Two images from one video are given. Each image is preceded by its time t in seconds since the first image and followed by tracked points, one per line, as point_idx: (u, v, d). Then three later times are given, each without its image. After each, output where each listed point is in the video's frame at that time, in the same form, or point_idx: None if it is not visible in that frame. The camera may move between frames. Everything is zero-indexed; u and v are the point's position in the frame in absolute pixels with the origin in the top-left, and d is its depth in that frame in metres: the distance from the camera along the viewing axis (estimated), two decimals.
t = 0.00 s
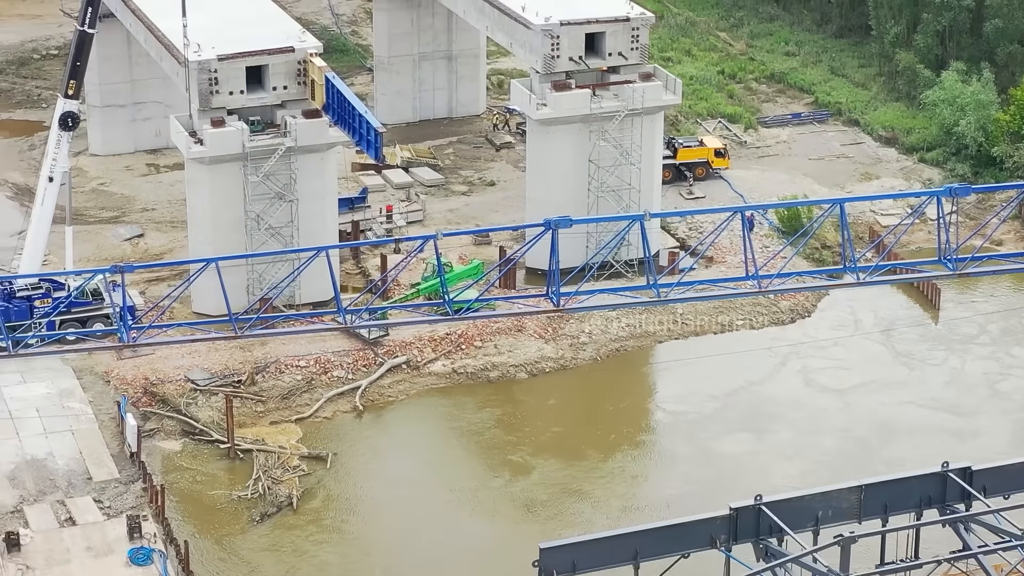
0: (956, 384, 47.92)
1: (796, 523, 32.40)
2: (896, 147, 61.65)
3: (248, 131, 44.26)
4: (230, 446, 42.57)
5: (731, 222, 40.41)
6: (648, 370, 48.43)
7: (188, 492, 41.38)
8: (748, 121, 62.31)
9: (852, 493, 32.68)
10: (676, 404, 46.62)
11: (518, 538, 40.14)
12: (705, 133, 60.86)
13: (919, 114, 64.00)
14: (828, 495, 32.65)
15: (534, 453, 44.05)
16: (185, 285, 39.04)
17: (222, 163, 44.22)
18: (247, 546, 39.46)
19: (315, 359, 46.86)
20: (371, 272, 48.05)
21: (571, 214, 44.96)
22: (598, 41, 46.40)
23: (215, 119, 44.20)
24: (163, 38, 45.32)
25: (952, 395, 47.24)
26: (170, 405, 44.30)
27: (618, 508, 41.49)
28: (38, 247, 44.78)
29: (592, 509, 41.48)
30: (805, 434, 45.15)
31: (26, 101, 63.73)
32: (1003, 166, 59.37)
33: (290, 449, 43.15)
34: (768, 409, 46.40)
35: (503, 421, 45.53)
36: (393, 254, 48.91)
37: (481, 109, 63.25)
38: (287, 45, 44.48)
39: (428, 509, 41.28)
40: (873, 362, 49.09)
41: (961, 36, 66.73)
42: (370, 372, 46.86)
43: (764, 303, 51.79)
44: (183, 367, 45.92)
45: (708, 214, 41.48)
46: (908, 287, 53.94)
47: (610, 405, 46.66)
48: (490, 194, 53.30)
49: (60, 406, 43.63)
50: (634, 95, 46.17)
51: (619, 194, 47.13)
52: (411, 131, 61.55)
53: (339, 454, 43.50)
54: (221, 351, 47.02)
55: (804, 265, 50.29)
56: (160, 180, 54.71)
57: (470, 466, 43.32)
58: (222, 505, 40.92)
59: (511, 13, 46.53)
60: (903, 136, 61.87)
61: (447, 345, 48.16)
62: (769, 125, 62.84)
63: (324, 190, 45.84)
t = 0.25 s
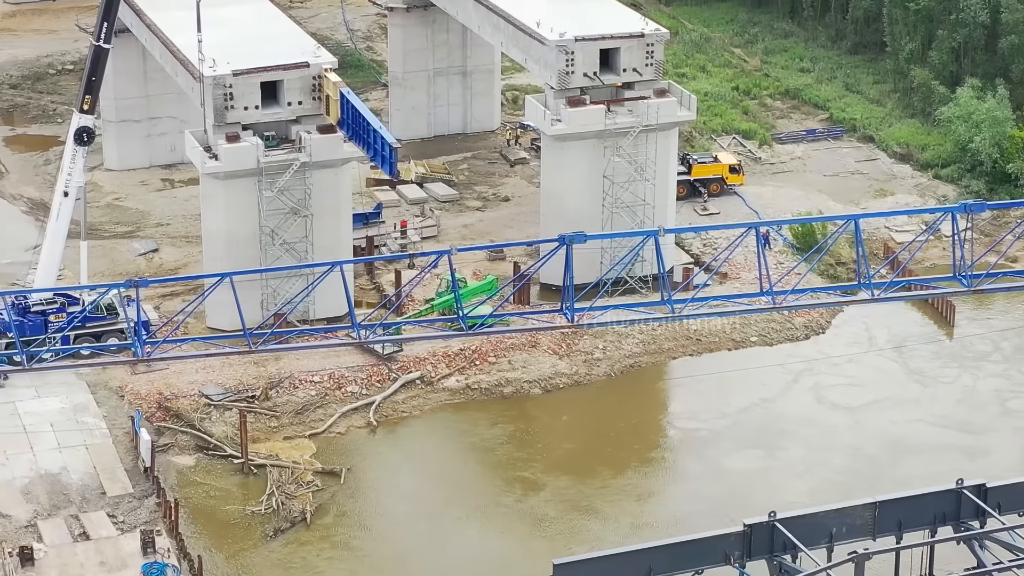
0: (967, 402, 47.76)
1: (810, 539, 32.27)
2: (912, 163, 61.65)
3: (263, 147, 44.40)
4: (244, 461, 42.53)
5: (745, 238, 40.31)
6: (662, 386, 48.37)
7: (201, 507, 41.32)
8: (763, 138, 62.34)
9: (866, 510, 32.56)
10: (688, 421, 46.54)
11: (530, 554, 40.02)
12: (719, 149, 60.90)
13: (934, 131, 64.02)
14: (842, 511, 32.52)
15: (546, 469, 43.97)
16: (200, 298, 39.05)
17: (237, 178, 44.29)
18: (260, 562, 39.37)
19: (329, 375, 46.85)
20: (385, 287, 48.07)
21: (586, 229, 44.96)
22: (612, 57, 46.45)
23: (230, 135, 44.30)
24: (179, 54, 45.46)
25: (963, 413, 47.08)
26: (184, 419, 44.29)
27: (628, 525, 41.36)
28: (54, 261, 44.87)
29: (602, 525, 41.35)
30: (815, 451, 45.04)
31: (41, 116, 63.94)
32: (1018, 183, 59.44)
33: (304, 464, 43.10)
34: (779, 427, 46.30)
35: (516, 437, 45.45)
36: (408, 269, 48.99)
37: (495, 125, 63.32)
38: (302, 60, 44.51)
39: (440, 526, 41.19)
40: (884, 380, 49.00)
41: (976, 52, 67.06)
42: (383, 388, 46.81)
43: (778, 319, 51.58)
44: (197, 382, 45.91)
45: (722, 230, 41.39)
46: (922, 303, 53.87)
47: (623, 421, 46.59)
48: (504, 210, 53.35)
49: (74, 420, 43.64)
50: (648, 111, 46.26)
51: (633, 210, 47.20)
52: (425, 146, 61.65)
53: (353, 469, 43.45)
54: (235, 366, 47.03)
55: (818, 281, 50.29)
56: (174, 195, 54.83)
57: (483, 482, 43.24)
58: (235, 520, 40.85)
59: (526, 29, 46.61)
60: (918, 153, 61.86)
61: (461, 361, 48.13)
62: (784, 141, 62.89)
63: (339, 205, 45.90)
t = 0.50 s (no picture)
0: (975, 418, 47.60)
1: (821, 553, 32.17)
2: (923, 177, 61.65)
3: (275, 160, 44.41)
4: (256, 475, 42.48)
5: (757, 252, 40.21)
6: (673, 401, 48.33)
7: (212, 520, 41.25)
8: (774, 152, 62.39)
9: (877, 525, 32.48)
10: (698, 435, 46.46)
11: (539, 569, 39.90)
12: (731, 163, 60.95)
13: (946, 145, 64.04)
14: (854, 526, 32.44)
15: (557, 483, 43.89)
16: (212, 312, 39.03)
17: (249, 191, 44.34)
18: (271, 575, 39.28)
19: (341, 388, 46.86)
20: (396, 301, 48.17)
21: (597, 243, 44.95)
22: (624, 71, 46.49)
23: (242, 148, 44.35)
24: (191, 67, 45.55)
25: (971, 430, 46.93)
26: (196, 432, 44.29)
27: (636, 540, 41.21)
28: (66, 274, 44.92)
29: (610, 540, 41.20)
30: (824, 466, 44.90)
31: (53, 129, 64.11)
32: None
33: (315, 477, 43.06)
34: (788, 442, 46.19)
35: (527, 451, 45.36)
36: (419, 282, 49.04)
37: (506, 139, 63.42)
38: (314, 74, 44.58)
39: (451, 540, 41.10)
40: (894, 395, 48.89)
41: (988, 67, 67.60)
42: (395, 402, 46.79)
43: (789, 333, 51.70)
44: (209, 395, 45.91)
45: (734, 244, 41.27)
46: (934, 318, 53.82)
47: (634, 434, 46.54)
48: (515, 224, 53.39)
49: (86, 433, 43.64)
50: (660, 125, 46.25)
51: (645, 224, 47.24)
52: (436, 160, 61.73)
53: (364, 483, 43.40)
54: (247, 380, 47.05)
55: (830, 295, 50.31)
56: (186, 208, 54.93)
57: (494, 496, 43.17)
58: (246, 533, 40.79)
59: (538, 43, 46.73)
60: (930, 167, 61.86)
61: (472, 374, 48.11)
62: (796, 155, 62.94)
63: (350, 218, 45.96)
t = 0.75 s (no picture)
0: (983, 435, 47.35)
1: (831, 569, 32.66)
2: (934, 193, 61.62)
3: (285, 175, 44.39)
4: (265, 490, 42.39)
5: (768, 266, 40.08)
6: (683, 417, 48.27)
7: (220, 534, 41.09)
8: (785, 168, 62.43)
9: (887, 540, 32.94)
10: (706, 452, 46.30)
11: None
12: (741, 179, 60.98)
13: (957, 161, 64.03)
14: (864, 542, 32.90)
15: (565, 498, 43.75)
16: (221, 325, 38.95)
17: (259, 206, 44.39)
18: None
19: (350, 404, 46.82)
20: (406, 316, 48.33)
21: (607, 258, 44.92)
22: (634, 87, 46.57)
23: (253, 163, 44.40)
24: (202, 82, 45.64)
25: (979, 446, 46.68)
26: (205, 446, 44.27)
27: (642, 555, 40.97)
28: (76, 288, 44.93)
29: (616, 555, 40.96)
30: (831, 482, 44.65)
31: (64, 143, 64.27)
32: None
33: (324, 493, 42.91)
34: (795, 458, 45.99)
35: (535, 467, 45.22)
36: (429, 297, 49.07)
37: (517, 154, 63.49)
38: (324, 89, 44.61)
39: (460, 554, 40.90)
40: (902, 411, 48.69)
41: (998, 83, 67.88)
42: (404, 419, 46.68)
43: (800, 349, 51.73)
44: (219, 410, 45.90)
45: (744, 258, 41.12)
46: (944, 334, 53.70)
47: (644, 450, 46.46)
48: (526, 240, 53.43)
49: (95, 447, 43.60)
50: (671, 141, 46.34)
51: (654, 239, 47.26)
52: (446, 176, 61.79)
53: (373, 498, 43.26)
54: (257, 395, 47.05)
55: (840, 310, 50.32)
56: (196, 224, 55.02)
57: (503, 511, 43.03)
58: (254, 547, 40.61)
59: (548, 59, 46.86)
60: (940, 184, 61.84)
61: (481, 390, 48.07)
62: (806, 172, 63.00)
63: (360, 233, 46.00)
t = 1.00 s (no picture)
0: (989, 451, 47.23)
1: None
2: (942, 208, 61.57)
3: (293, 189, 44.43)
4: (273, 504, 42.33)
5: (776, 281, 40.03)
6: (691, 431, 48.20)
7: (228, 548, 41.02)
8: (793, 182, 62.45)
9: (895, 554, 33.26)
10: (712, 466, 46.22)
11: None
12: (749, 193, 61.00)
13: (965, 176, 64.03)
14: (872, 556, 33.23)
15: (572, 512, 43.66)
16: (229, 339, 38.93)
17: (267, 220, 44.43)
18: None
19: (358, 418, 46.81)
20: (414, 329, 48.42)
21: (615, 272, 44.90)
22: (642, 101, 46.71)
23: (260, 176, 44.48)
24: (210, 96, 45.75)
25: (985, 462, 46.57)
26: (213, 460, 44.26)
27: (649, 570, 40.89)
28: (84, 302, 44.95)
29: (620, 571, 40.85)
30: (835, 498, 44.51)
31: (73, 157, 64.36)
32: None
33: (333, 507, 42.86)
34: (800, 472, 45.89)
35: (542, 481, 45.14)
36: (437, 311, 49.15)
37: (525, 168, 63.57)
38: (332, 103, 44.72)
39: (468, 568, 40.80)
40: (908, 426, 48.61)
41: (1007, 97, 67.87)
42: (412, 433, 46.64)
43: (808, 364, 51.70)
44: (227, 424, 45.90)
45: (753, 272, 41.04)
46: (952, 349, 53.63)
47: (651, 464, 46.41)
48: (534, 253, 53.46)
49: (103, 460, 43.58)
50: (679, 154, 46.29)
51: (662, 253, 47.28)
52: (454, 190, 61.83)
53: (381, 512, 43.21)
54: (265, 408, 47.05)
55: (848, 324, 50.33)
56: (205, 237, 55.10)
57: (510, 525, 42.95)
58: (262, 561, 40.54)
59: (556, 72, 47.00)
60: (949, 198, 61.83)
61: (489, 404, 48.06)
62: (814, 186, 62.99)
63: (368, 247, 46.03)
